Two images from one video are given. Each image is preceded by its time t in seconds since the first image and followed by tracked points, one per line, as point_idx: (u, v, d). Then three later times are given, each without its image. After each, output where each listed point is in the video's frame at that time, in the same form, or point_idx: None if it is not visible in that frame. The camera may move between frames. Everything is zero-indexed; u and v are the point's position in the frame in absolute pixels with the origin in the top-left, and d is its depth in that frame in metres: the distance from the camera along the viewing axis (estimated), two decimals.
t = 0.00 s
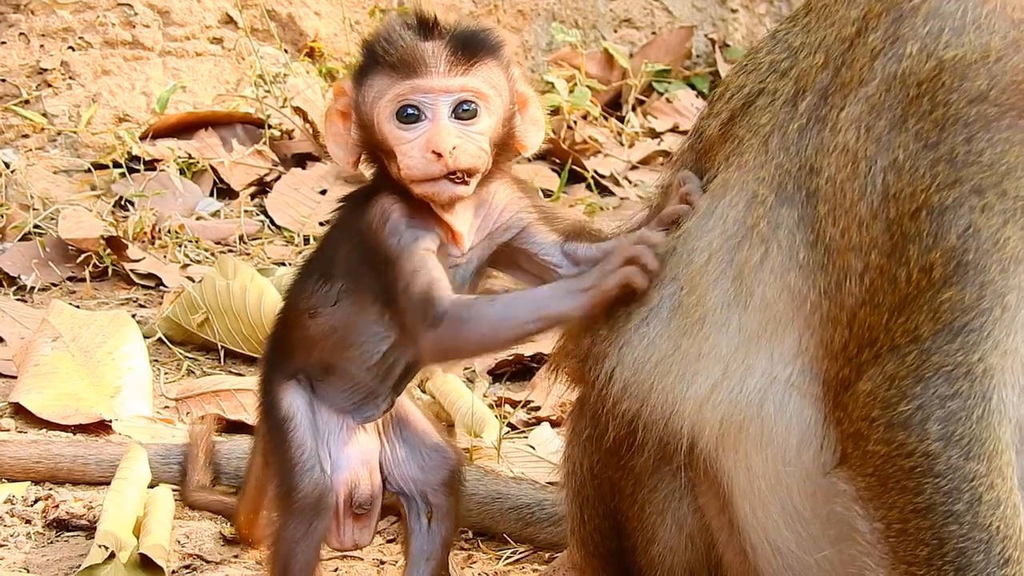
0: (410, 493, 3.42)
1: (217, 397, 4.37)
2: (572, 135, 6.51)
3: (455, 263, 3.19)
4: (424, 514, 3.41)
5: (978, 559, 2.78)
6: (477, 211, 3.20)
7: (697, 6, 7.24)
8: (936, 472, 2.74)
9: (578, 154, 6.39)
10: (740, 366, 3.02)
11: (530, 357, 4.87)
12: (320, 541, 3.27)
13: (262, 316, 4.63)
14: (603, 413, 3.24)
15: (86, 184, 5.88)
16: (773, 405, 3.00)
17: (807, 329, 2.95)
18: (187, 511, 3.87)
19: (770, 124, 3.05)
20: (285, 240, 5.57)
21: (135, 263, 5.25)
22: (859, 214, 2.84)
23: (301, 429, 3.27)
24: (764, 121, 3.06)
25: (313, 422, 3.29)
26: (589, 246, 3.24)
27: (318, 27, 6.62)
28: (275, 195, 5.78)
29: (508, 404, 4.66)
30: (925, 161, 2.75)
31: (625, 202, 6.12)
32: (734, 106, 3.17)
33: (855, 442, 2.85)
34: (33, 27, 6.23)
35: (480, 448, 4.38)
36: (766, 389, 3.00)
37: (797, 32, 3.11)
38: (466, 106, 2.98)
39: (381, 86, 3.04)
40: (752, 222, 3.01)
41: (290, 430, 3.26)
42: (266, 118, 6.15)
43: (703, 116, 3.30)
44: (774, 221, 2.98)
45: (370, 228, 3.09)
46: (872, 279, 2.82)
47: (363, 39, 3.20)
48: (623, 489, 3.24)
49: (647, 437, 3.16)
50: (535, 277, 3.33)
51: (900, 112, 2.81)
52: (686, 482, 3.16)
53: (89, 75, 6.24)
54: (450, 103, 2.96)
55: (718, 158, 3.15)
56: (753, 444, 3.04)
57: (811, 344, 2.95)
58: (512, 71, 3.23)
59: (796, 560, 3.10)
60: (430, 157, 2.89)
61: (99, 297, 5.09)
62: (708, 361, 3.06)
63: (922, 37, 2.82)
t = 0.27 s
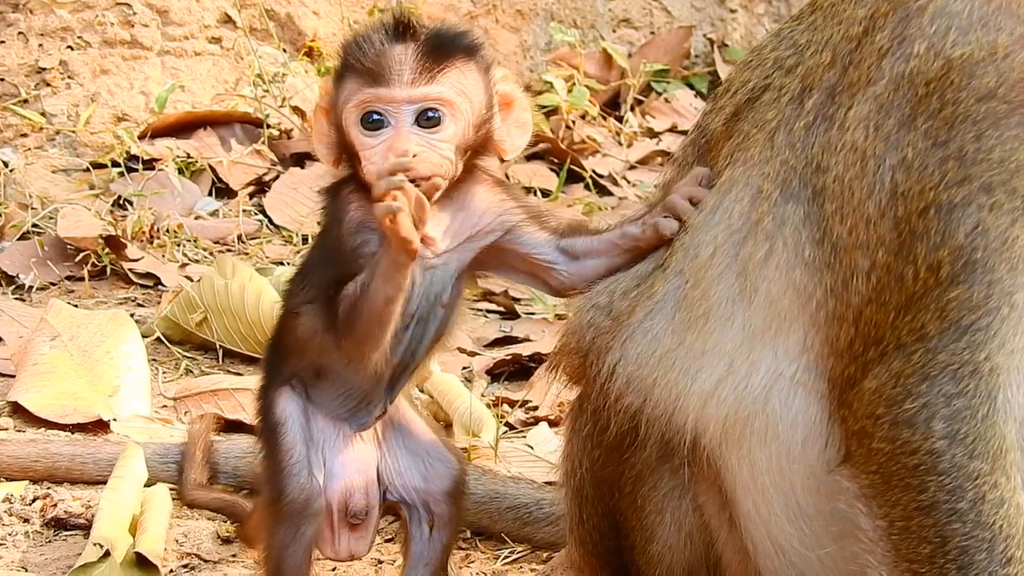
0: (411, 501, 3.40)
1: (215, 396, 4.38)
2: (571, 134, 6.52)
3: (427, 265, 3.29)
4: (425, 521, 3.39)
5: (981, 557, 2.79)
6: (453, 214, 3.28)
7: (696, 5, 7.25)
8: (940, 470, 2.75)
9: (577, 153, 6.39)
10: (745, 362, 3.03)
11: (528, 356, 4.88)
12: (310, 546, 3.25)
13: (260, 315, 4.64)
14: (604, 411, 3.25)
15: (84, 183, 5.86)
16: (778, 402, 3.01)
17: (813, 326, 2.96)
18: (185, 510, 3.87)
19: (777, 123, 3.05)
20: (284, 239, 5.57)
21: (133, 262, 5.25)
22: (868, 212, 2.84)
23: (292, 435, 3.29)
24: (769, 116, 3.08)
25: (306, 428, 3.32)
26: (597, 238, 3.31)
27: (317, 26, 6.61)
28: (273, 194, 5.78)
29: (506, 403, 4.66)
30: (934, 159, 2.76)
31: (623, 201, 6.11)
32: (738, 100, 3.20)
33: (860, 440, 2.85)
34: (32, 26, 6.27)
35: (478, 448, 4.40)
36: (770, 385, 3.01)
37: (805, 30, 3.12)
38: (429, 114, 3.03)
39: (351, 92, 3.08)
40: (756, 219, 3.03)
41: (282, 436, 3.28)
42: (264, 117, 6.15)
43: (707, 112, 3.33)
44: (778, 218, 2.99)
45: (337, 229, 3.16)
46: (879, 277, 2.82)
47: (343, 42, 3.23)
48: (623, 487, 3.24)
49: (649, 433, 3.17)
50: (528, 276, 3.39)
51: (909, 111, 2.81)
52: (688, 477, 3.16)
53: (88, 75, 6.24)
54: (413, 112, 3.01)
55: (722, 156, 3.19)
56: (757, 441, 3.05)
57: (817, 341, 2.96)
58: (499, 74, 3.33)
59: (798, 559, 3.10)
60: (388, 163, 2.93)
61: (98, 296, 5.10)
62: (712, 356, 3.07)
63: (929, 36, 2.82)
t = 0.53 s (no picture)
0: (416, 501, 3.39)
1: (214, 396, 4.37)
2: (572, 135, 6.52)
3: (421, 265, 3.29)
4: (429, 522, 3.38)
5: (982, 557, 2.78)
6: (443, 214, 3.30)
7: (697, 6, 7.25)
8: (943, 469, 2.75)
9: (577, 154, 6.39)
10: (750, 360, 3.03)
11: (528, 356, 4.88)
12: (313, 545, 3.23)
13: (261, 314, 4.64)
14: (607, 408, 3.25)
15: (85, 182, 5.86)
16: (785, 399, 3.00)
17: (818, 325, 2.95)
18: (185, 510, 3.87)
19: (780, 125, 3.05)
20: (284, 239, 5.57)
21: (133, 262, 5.24)
22: (874, 214, 2.84)
23: (298, 434, 3.27)
24: (774, 118, 3.08)
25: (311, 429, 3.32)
26: (596, 238, 3.31)
27: (318, 26, 6.62)
28: (273, 194, 5.78)
29: (506, 403, 4.65)
30: (937, 161, 2.76)
31: (624, 202, 6.11)
32: (744, 100, 3.20)
33: (864, 438, 2.85)
34: (32, 25, 6.24)
35: (479, 448, 4.40)
36: (776, 383, 3.01)
37: (809, 32, 3.11)
38: (414, 108, 3.03)
39: (338, 87, 3.09)
40: (762, 218, 3.02)
41: (286, 436, 3.26)
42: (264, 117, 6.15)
43: (712, 113, 3.32)
44: (783, 218, 2.99)
45: (327, 229, 3.20)
46: (884, 277, 2.82)
47: (337, 38, 3.25)
48: (625, 485, 3.24)
49: (653, 431, 3.17)
50: (526, 276, 3.40)
51: (912, 115, 2.81)
52: (692, 476, 3.16)
53: (88, 74, 6.24)
54: (397, 107, 3.02)
55: (726, 158, 3.18)
56: (761, 439, 3.05)
57: (822, 339, 2.95)
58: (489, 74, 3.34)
59: (801, 558, 3.09)
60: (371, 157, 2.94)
61: (98, 295, 5.09)
62: (717, 354, 3.06)
63: (929, 40, 2.82)
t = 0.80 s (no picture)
0: (419, 503, 3.36)
1: (216, 396, 4.37)
2: (574, 135, 6.54)
3: (419, 265, 3.27)
4: (433, 522, 3.36)
5: (981, 558, 2.78)
6: (438, 215, 3.28)
7: (699, 6, 7.24)
8: (940, 470, 2.75)
9: (580, 154, 6.39)
10: (750, 361, 3.03)
11: (530, 356, 4.89)
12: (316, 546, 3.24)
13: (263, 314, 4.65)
14: (607, 409, 3.25)
15: (87, 181, 5.89)
16: (783, 400, 3.01)
17: (817, 326, 2.95)
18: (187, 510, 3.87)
19: (779, 128, 3.06)
20: (286, 239, 5.57)
21: (135, 262, 5.25)
22: (871, 215, 2.84)
23: (302, 434, 3.26)
24: (773, 120, 3.08)
25: (315, 430, 3.29)
26: (596, 241, 3.29)
27: (320, 26, 6.62)
28: (276, 194, 5.79)
29: (508, 403, 4.66)
30: (933, 162, 2.76)
31: (626, 201, 6.12)
32: (743, 103, 3.20)
33: (863, 440, 2.85)
34: (34, 25, 6.21)
35: (480, 448, 4.38)
36: (776, 384, 3.01)
37: (809, 35, 3.12)
38: (412, 113, 3.03)
39: (335, 87, 3.07)
40: (761, 219, 3.03)
41: (290, 436, 3.25)
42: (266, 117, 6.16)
43: (712, 115, 3.32)
44: (782, 219, 3.00)
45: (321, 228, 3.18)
46: (882, 279, 2.82)
47: (333, 35, 3.22)
48: (625, 486, 3.24)
49: (653, 431, 3.17)
50: (526, 277, 3.38)
51: (907, 117, 2.81)
52: (692, 476, 3.16)
53: (90, 74, 6.24)
54: (395, 111, 3.01)
55: (724, 160, 3.18)
56: (761, 440, 3.05)
57: (821, 341, 2.95)
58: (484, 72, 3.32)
59: (801, 559, 3.09)
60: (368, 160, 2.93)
61: (100, 296, 5.10)
62: (717, 355, 3.07)
63: (922, 42, 2.82)
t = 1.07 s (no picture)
0: (421, 503, 3.36)
1: (219, 396, 4.37)
2: (577, 134, 6.56)
3: (410, 264, 3.23)
4: (434, 523, 3.36)
5: (979, 560, 2.78)
6: (429, 214, 3.25)
7: (701, 6, 7.24)
8: (938, 472, 2.75)
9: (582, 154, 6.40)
10: (747, 361, 3.03)
11: (532, 356, 4.90)
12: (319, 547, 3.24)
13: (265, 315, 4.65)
14: (606, 410, 3.26)
15: (90, 183, 5.90)
16: (782, 401, 3.01)
17: (815, 327, 2.96)
18: (189, 511, 3.88)
19: (775, 131, 3.06)
20: (288, 240, 5.57)
21: (138, 263, 5.26)
22: (866, 217, 2.84)
23: (303, 436, 3.25)
24: (769, 122, 3.09)
25: (316, 432, 3.28)
26: (592, 240, 3.26)
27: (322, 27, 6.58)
28: (278, 195, 5.79)
29: (510, 404, 4.66)
30: (926, 163, 2.76)
31: (628, 202, 6.13)
32: (742, 104, 3.21)
33: (860, 441, 2.86)
34: (37, 26, 6.23)
35: (481, 449, 4.38)
36: (773, 385, 3.01)
37: (807, 36, 3.12)
38: (397, 118, 3.03)
39: (319, 95, 3.06)
40: (757, 220, 3.03)
41: (292, 439, 3.24)
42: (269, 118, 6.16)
43: (712, 116, 3.32)
44: (778, 220, 3.00)
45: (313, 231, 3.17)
46: (878, 280, 2.82)
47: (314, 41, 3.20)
48: (625, 486, 3.24)
49: (651, 432, 3.18)
50: (522, 276, 3.35)
51: (900, 118, 2.81)
52: (691, 476, 3.16)
53: (93, 75, 6.25)
54: (380, 117, 3.01)
55: (721, 160, 3.19)
56: (759, 441, 3.05)
57: (818, 341, 2.95)
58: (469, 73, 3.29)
59: (801, 560, 3.10)
60: (355, 169, 2.92)
61: (102, 296, 5.10)
62: (714, 355, 3.07)
63: (914, 44, 2.82)
